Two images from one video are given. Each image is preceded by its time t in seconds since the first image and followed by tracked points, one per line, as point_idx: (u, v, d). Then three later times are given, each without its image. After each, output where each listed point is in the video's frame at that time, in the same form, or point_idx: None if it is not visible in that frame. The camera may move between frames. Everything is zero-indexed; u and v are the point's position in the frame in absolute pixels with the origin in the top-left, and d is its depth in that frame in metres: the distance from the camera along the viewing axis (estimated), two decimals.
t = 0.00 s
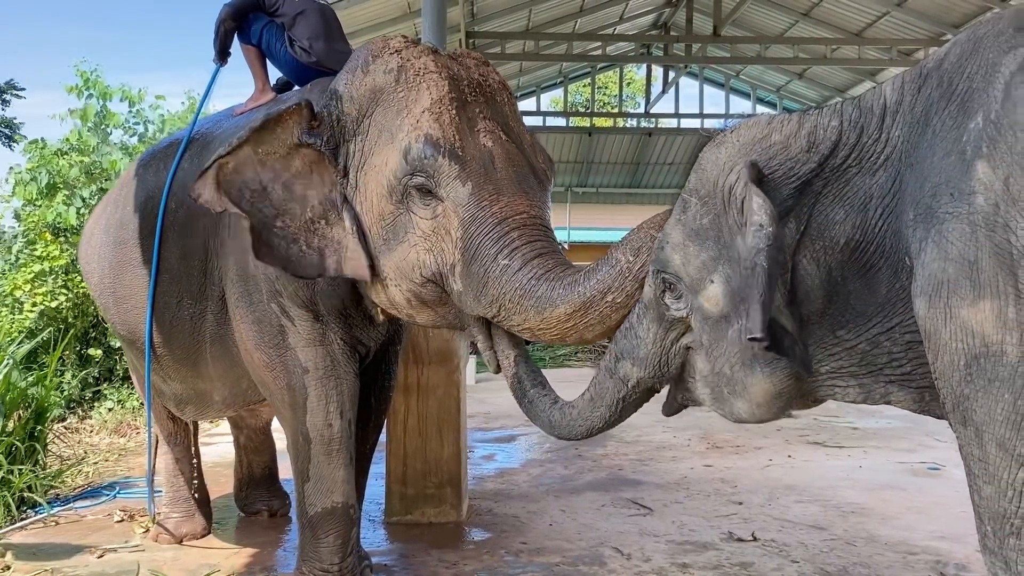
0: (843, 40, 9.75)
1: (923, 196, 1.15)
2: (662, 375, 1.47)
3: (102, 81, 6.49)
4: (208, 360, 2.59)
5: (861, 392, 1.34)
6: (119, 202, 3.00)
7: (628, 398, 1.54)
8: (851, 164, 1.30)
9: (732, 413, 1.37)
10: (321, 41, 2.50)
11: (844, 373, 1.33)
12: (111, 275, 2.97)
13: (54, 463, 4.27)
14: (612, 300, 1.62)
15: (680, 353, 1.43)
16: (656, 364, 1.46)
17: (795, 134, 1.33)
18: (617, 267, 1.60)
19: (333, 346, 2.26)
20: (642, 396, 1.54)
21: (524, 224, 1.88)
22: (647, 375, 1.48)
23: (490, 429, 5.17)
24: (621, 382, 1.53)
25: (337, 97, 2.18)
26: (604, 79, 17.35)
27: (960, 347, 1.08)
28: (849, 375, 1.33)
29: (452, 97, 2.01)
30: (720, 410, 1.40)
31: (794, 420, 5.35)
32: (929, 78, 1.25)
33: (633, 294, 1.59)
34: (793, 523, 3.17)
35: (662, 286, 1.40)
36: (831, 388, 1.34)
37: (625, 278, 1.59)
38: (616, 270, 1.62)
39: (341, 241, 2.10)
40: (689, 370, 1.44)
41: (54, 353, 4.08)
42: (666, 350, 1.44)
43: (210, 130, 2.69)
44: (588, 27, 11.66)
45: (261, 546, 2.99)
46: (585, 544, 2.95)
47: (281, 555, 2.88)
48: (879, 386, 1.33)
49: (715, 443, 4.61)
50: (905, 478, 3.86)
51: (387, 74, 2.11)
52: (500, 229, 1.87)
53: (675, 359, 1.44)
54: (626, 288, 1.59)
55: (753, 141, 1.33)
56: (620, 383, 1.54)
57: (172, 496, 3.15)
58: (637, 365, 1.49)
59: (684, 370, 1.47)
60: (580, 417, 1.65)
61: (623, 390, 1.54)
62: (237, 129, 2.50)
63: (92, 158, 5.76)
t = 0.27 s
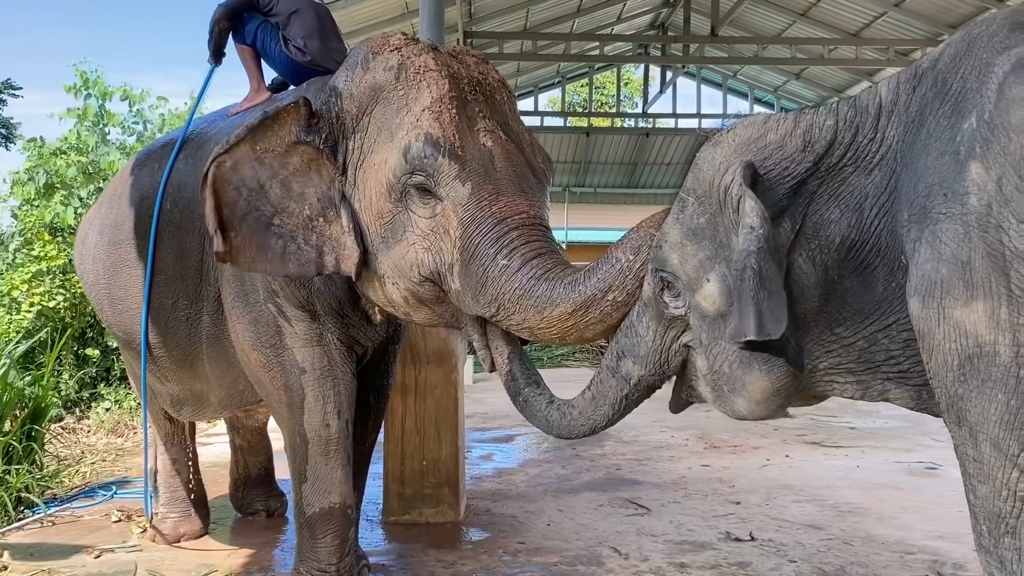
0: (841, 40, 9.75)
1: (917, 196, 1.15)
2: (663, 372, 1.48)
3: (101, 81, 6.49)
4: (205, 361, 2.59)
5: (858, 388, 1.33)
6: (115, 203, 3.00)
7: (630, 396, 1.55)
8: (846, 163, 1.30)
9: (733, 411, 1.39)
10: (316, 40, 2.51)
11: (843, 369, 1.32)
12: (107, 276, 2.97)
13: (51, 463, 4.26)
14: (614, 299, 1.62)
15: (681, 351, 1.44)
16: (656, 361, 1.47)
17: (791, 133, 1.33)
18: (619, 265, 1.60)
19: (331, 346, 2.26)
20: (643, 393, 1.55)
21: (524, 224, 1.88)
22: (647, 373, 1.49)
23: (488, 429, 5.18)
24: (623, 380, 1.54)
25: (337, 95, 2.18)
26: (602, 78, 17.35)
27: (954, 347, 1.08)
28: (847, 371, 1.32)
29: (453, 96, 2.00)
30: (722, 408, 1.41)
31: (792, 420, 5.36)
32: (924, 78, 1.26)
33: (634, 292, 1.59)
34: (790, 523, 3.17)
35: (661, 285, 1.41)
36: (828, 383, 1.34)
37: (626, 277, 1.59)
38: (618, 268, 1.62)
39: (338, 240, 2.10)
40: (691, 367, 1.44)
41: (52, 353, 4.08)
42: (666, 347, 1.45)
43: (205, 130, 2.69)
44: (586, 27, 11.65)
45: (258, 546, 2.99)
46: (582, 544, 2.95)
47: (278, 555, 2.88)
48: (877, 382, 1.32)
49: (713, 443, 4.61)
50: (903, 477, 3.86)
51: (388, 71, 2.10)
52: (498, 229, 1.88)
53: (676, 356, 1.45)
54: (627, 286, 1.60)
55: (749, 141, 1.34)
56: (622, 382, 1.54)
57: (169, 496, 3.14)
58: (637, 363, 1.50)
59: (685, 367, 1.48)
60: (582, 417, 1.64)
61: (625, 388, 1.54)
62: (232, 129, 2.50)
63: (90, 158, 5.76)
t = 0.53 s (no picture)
0: (838, 40, 9.75)
1: (914, 197, 1.15)
2: (662, 372, 1.48)
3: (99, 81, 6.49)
4: (202, 361, 2.59)
5: (866, 390, 1.34)
6: (111, 203, 2.99)
7: (631, 397, 1.55)
8: (844, 165, 1.30)
9: (748, 420, 1.36)
10: (312, 39, 2.51)
11: (849, 371, 1.33)
12: (103, 276, 2.97)
13: (48, 463, 4.26)
14: (612, 300, 1.63)
15: (685, 351, 1.44)
16: (656, 362, 1.47)
17: (789, 136, 1.33)
18: (617, 267, 1.61)
19: (328, 347, 2.27)
20: (643, 395, 1.54)
21: (522, 224, 1.88)
22: (647, 374, 1.49)
23: (485, 429, 5.18)
24: (622, 382, 1.54)
25: (335, 91, 2.18)
26: (600, 78, 17.36)
27: (950, 347, 1.08)
28: (854, 372, 1.33)
29: (451, 95, 2.00)
30: (734, 419, 1.38)
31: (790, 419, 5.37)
32: (921, 78, 1.26)
33: (632, 293, 1.60)
34: (788, 523, 3.17)
35: (660, 287, 1.41)
36: (837, 385, 1.35)
37: (625, 278, 1.60)
38: (616, 270, 1.63)
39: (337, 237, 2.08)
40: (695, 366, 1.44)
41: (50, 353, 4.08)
42: (666, 348, 1.45)
43: (201, 130, 2.69)
44: (584, 27, 11.66)
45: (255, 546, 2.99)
46: (580, 543, 2.95)
47: (275, 556, 2.88)
48: (884, 384, 1.33)
49: (711, 443, 4.61)
50: (900, 477, 3.87)
51: (387, 68, 2.09)
52: (496, 229, 1.88)
53: (677, 356, 1.45)
54: (625, 287, 1.61)
55: (747, 145, 1.34)
56: (622, 383, 1.54)
57: (166, 496, 3.14)
58: (637, 364, 1.50)
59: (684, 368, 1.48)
60: (579, 418, 1.65)
61: (625, 390, 1.54)
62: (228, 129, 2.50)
63: (87, 158, 5.76)
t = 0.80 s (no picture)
0: (837, 40, 9.75)
1: (912, 197, 1.15)
2: (661, 373, 1.48)
3: (97, 80, 6.48)
4: (200, 362, 2.58)
5: (865, 395, 1.33)
6: (108, 203, 2.99)
7: (630, 399, 1.54)
8: (841, 166, 1.30)
9: (745, 419, 1.35)
10: (310, 38, 2.50)
11: (847, 374, 1.32)
12: (100, 277, 2.96)
13: (46, 464, 4.26)
14: (610, 302, 1.63)
15: (683, 351, 1.44)
16: (655, 364, 1.47)
17: (787, 137, 1.33)
18: (616, 269, 1.61)
19: (326, 347, 2.26)
20: (642, 397, 1.54)
21: (520, 225, 1.88)
22: (646, 375, 1.49)
23: (484, 429, 5.18)
24: (621, 384, 1.53)
25: (333, 90, 2.18)
26: (599, 78, 17.37)
27: (948, 348, 1.08)
28: (852, 376, 1.32)
29: (450, 94, 2.00)
30: (731, 417, 1.38)
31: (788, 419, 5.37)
32: (918, 79, 1.26)
33: (631, 296, 1.60)
34: (786, 523, 3.17)
35: (658, 288, 1.41)
36: (836, 390, 1.34)
37: (623, 280, 1.60)
38: (615, 272, 1.63)
39: (334, 235, 2.08)
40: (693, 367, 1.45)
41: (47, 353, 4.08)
42: (665, 349, 1.45)
43: (198, 130, 2.68)
44: (581, 27, 11.67)
45: (253, 546, 2.99)
46: (579, 544, 2.95)
47: (273, 556, 2.88)
48: (882, 387, 1.32)
49: (710, 443, 4.61)
50: (898, 477, 3.87)
51: (385, 67, 2.09)
52: (494, 230, 1.87)
53: (676, 356, 1.45)
54: (623, 289, 1.60)
55: (744, 145, 1.34)
56: (621, 386, 1.54)
57: (164, 496, 3.15)
58: (635, 366, 1.50)
59: (682, 368, 1.48)
60: (576, 421, 1.64)
61: (623, 392, 1.54)
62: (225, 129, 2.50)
63: (85, 158, 5.76)
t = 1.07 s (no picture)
0: (835, 40, 9.75)
1: (908, 198, 1.15)
2: (659, 375, 1.49)
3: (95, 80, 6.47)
4: (197, 363, 2.58)
5: (864, 397, 1.34)
6: (105, 203, 2.98)
7: (627, 401, 1.55)
8: (838, 167, 1.30)
9: (740, 420, 1.39)
10: (308, 38, 2.50)
11: (845, 376, 1.33)
12: (97, 277, 2.96)
13: (44, 464, 4.25)
14: (607, 304, 1.62)
15: (681, 353, 1.45)
16: (653, 366, 1.48)
17: (784, 139, 1.33)
18: (612, 270, 1.61)
19: (323, 347, 2.26)
20: (640, 399, 1.54)
21: (516, 226, 1.88)
22: (643, 378, 1.49)
23: (482, 429, 5.17)
24: (618, 388, 1.53)
25: (331, 88, 2.18)
26: (597, 78, 17.37)
27: (945, 348, 1.08)
28: (851, 378, 1.33)
29: (447, 94, 1.99)
30: (726, 417, 1.41)
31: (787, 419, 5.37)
32: (914, 79, 1.26)
33: (627, 297, 1.60)
34: (785, 523, 3.17)
35: (655, 290, 1.41)
36: (834, 391, 1.35)
37: (620, 281, 1.60)
38: (612, 273, 1.63)
39: (329, 233, 2.08)
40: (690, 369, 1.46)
41: (45, 353, 4.08)
42: (662, 351, 1.46)
43: (194, 130, 2.68)
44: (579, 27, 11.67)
45: (251, 547, 2.99)
46: (578, 544, 2.94)
47: (271, 556, 2.88)
48: (880, 388, 1.33)
49: (708, 443, 4.61)
50: (897, 477, 3.87)
51: (382, 65, 2.09)
52: (490, 231, 1.87)
53: (674, 358, 1.46)
54: (621, 291, 1.60)
55: (741, 147, 1.33)
56: (619, 389, 1.54)
57: (162, 496, 3.14)
58: (633, 368, 1.50)
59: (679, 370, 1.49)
60: (569, 423, 1.64)
61: (621, 396, 1.54)
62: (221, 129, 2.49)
63: (83, 158, 5.75)
